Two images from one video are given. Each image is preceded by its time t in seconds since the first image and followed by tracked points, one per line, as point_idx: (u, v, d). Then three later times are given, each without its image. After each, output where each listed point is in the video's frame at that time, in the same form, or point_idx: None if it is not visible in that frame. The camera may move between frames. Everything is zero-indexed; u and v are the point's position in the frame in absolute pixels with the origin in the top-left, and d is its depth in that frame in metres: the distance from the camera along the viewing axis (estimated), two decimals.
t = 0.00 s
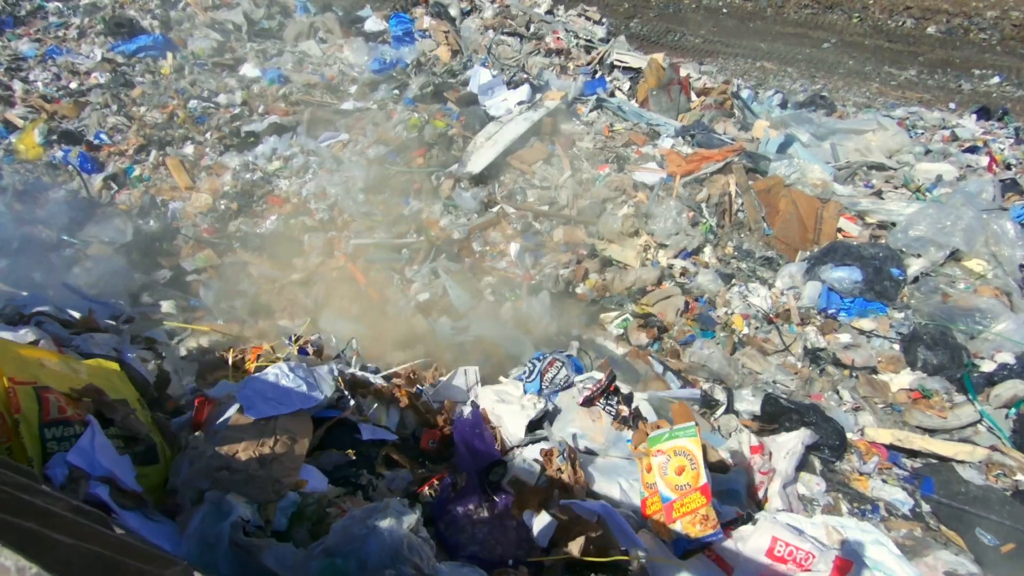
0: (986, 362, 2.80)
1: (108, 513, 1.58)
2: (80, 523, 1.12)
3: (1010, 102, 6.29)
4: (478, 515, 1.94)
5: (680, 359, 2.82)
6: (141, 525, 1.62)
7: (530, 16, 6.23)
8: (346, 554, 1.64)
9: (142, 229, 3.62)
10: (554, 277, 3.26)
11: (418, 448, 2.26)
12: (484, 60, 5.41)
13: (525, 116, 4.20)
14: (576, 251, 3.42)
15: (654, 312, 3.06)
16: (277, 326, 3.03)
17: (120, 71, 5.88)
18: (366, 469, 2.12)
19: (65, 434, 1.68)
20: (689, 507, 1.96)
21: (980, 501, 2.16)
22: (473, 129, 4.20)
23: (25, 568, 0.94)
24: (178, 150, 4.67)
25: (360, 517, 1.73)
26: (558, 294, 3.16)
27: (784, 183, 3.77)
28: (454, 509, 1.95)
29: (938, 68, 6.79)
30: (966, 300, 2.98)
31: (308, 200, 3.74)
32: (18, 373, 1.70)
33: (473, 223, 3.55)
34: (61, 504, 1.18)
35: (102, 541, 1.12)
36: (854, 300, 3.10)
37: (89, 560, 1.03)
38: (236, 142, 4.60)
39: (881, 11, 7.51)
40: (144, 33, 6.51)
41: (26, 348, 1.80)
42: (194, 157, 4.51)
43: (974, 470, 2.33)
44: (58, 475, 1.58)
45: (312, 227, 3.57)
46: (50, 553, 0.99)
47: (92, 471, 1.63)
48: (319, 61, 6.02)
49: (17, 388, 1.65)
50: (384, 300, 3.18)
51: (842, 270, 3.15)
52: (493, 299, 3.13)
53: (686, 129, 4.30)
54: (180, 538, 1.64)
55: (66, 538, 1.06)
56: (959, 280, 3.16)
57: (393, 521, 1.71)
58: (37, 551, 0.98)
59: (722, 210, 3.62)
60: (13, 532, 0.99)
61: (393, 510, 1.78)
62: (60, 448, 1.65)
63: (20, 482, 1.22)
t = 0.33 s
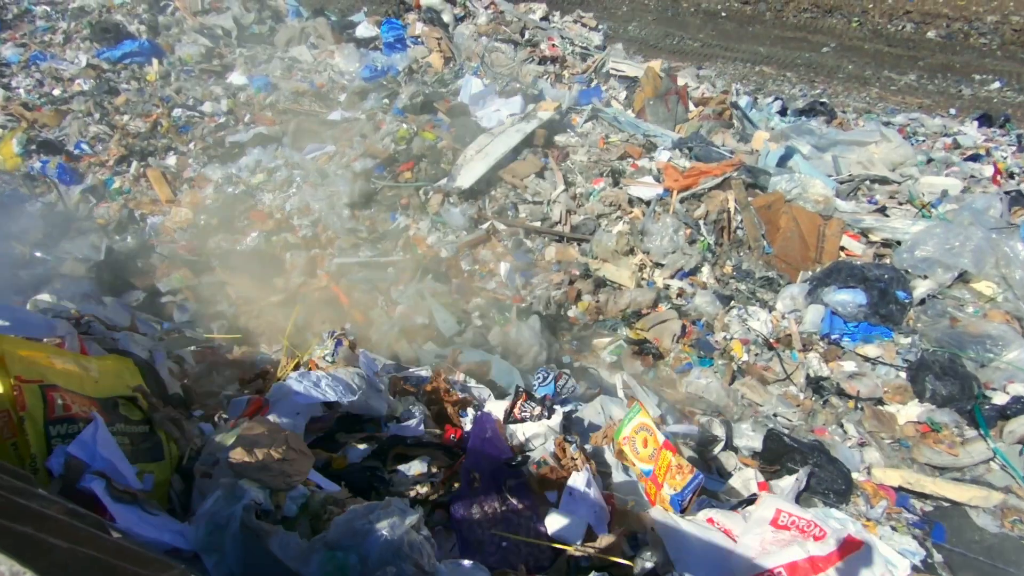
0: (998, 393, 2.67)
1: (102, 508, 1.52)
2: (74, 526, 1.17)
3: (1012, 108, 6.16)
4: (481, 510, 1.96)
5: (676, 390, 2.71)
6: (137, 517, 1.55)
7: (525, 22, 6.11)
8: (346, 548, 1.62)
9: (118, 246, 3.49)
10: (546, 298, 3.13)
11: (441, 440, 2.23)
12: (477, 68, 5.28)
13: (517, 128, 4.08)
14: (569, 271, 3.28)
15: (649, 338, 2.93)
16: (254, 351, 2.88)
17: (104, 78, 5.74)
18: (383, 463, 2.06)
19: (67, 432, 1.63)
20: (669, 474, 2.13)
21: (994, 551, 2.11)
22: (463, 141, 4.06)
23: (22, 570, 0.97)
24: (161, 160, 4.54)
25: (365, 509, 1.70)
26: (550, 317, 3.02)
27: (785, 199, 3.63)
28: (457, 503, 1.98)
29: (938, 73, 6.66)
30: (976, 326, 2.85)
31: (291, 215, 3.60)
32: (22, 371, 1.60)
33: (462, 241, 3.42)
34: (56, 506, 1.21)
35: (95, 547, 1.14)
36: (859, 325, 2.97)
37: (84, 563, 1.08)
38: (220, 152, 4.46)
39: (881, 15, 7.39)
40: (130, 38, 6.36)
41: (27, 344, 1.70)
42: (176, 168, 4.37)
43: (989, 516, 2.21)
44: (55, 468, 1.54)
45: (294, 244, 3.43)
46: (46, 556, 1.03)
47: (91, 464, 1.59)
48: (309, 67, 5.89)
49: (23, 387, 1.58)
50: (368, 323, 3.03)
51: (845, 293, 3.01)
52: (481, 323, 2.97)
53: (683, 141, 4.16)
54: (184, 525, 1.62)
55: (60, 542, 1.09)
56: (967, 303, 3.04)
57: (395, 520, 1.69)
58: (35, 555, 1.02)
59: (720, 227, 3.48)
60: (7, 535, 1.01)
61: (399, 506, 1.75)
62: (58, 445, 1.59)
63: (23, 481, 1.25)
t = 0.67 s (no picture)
0: (1011, 429, 2.53)
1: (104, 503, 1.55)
2: (73, 528, 1.23)
3: (1015, 113, 6.01)
4: (485, 509, 2.01)
5: (673, 422, 2.53)
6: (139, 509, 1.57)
7: (520, 28, 5.98)
8: (346, 540, 1.71)
9: (92, 264, 3.35)
10: (536, 319, 3.01)
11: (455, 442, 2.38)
12: (470, 75, 5.15)
13: (509, 140, 3.95)
14: (561, 291, 3.15)
15: (644, 365, 2.81)
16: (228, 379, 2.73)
17: (89, 84, 5.60)
18: (401, 456, 2.26)
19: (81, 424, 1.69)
20: (641, 455, 2.28)
21: None
22: (453, 153, 3.90)
23: None
24: (142, 171, 4.39)
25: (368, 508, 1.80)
26: (541, 342, 2.90)
27: (787, 215, 3.48)
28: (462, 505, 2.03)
29: (939, 77, 6.51)
30: (985, 354, 2.73)
31: (273, 231, 3.47)
32: (43, 364, 1.71)
33: (451, 260, 3.29)
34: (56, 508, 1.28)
35: (94, 549, 1.20)
36: (864, 351, 2.83)
37: (83, 567, 1.13)
38: (203, 163, 4.32)
39: (882, 18, 7.27)
40: (116, 42, 6.21)
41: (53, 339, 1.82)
42: (158, 180, 4.23)
43: (1005, 567, 2.05)
44: (67, 459, 1.59)
45: (276, 262, 3.29)
46: (43, 561, 1.08)
47: (101, 458, 1.63)
48: (298, 73, 5.75)
49: (43, 378, 1.68)
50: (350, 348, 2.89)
51: (849, 317, 2.88)
52: (468, 348, 2.85)
53: (680, 154, 4.04)
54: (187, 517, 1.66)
55: (59, 544, 1.15)
56: (977, 328, 2.90)
57: (394, 519, 1.77)
58: (30, 559, 1.07)
59: (718, 245, 3.35)
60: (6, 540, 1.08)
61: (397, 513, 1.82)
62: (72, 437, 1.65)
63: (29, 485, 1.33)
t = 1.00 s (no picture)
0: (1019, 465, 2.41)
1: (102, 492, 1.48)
2: (75, 525, 1.17)
3: (1015, 118, 5.90)
4: (501, 503, 1.96)
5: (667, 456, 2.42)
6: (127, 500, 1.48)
7: (514, 35, 5.89)
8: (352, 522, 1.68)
9: (67, 282, 3.24)
10: (525, 344, 2.90)
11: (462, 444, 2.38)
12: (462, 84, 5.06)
13: (500, 154, 3.84)
14: (552, 314, 3.04)
15: (637, 394, 2.70)
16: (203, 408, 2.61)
17: (74, 91, 5.49)
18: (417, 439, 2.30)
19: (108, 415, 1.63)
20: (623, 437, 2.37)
21: None
22: (443, 167, 3.79)
23: None
24: (124, 184, 4.28)
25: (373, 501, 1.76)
26: (530, 368, 2.80)
27: (786, 233, 3.38)
28: (481, 499, 1.99)
29: (939, 82, 6.40)
30: (992, 383, 2.63)
31: (255, 249, 3.35)
32: (88, 340, 1.68)
33: (438, 280, 3.18)
34: (57, 506, 1.21)
35: (95, 546, 1.13)
36: (864, 379, 2.73)
37: (86, 564, 1.07)
38: (188, 176, 4.21)
39: (881, 23, 7.20)
40: (103, 49, 6.10)
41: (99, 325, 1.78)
42: (141, 193, 4.13)
43: None
44: (90, 434, 1.54)
45: (257, 282, 3.17)
46: (46, 557, 1.02)
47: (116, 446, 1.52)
48: (288, 80, 5.65)
49: (85, 353, 1.65)
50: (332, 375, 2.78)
51: (850, 343, 2.78)
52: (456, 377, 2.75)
53: (676, 168, 3.93)
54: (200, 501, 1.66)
55: (59, 540, 1.10)
56: (982, 355, 2.80)
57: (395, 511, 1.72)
58: (32, 555, 1.00)
59: (715, 266, 3.24)
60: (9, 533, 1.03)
61: (395, 502, 1.75)
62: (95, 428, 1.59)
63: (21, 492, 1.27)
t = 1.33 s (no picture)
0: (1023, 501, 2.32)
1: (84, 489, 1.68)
2: (77, 522, 1.25)
3: (1014, 125, 5.83)
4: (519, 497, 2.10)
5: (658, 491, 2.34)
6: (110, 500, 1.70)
7: (509, 44, 5.81)
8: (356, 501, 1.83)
9: (44, 302, 3.15)
10: (514, 369, 2.83)
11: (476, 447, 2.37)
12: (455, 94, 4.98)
13: (491, 168, 3.76)
14: (542, 337, 2.96)
15: (628, 423, 2.61)
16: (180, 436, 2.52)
17: (61, 99, 5.39)
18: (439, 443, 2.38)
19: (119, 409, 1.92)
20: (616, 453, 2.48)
21: None
22: (433, 182, 3.70)
23: None
24: (108, 196, 4.19)
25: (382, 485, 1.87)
26: (519, 395, 2.72)
27: (783, 252, 3.30)
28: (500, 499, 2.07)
29: (938, 88, 6.32)
30: (995, 414, 2.55)
31: (238, 267, 3.27)
32: (146, 311, 1.99)
33: (426, 301, 3.10)
34: (57, 501, 1.32)
35: (94, 541, 1.19)
36: (864, 408, 2.65)
37: (87, 556, 1.12)
38: (173, 188, 4.12)
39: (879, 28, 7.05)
40: (91, 55, 6.00)
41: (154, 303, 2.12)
42: (124, 206, 4.03)
43: None
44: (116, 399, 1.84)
45: (239, 302, 3.08)
46: (46, 551, 1.07)
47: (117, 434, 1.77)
48: (279, 88, 5.56)
49: (141, 320, 1.96)
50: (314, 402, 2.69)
51: (848, 370, 2.70)
52: (442, 404, 2.67)
53: (671, 183, 3.85)
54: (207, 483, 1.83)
55: (59, 537, 1.14)
56: (984, 382, 2.72)
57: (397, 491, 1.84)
58: (35, 549, 1.07)
59: (710, 287, 3.16)
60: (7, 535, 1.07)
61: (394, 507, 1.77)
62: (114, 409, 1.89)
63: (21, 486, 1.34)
